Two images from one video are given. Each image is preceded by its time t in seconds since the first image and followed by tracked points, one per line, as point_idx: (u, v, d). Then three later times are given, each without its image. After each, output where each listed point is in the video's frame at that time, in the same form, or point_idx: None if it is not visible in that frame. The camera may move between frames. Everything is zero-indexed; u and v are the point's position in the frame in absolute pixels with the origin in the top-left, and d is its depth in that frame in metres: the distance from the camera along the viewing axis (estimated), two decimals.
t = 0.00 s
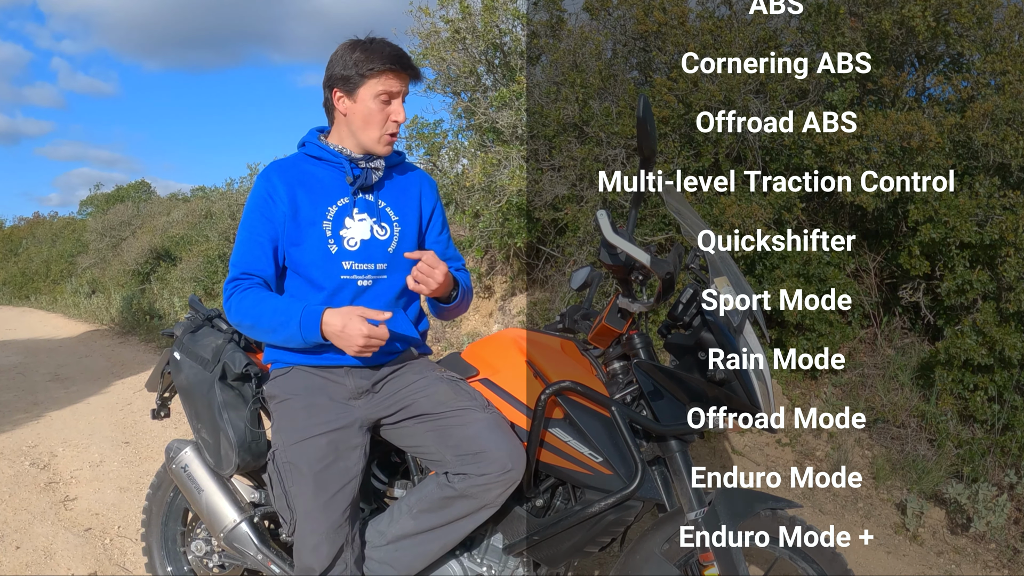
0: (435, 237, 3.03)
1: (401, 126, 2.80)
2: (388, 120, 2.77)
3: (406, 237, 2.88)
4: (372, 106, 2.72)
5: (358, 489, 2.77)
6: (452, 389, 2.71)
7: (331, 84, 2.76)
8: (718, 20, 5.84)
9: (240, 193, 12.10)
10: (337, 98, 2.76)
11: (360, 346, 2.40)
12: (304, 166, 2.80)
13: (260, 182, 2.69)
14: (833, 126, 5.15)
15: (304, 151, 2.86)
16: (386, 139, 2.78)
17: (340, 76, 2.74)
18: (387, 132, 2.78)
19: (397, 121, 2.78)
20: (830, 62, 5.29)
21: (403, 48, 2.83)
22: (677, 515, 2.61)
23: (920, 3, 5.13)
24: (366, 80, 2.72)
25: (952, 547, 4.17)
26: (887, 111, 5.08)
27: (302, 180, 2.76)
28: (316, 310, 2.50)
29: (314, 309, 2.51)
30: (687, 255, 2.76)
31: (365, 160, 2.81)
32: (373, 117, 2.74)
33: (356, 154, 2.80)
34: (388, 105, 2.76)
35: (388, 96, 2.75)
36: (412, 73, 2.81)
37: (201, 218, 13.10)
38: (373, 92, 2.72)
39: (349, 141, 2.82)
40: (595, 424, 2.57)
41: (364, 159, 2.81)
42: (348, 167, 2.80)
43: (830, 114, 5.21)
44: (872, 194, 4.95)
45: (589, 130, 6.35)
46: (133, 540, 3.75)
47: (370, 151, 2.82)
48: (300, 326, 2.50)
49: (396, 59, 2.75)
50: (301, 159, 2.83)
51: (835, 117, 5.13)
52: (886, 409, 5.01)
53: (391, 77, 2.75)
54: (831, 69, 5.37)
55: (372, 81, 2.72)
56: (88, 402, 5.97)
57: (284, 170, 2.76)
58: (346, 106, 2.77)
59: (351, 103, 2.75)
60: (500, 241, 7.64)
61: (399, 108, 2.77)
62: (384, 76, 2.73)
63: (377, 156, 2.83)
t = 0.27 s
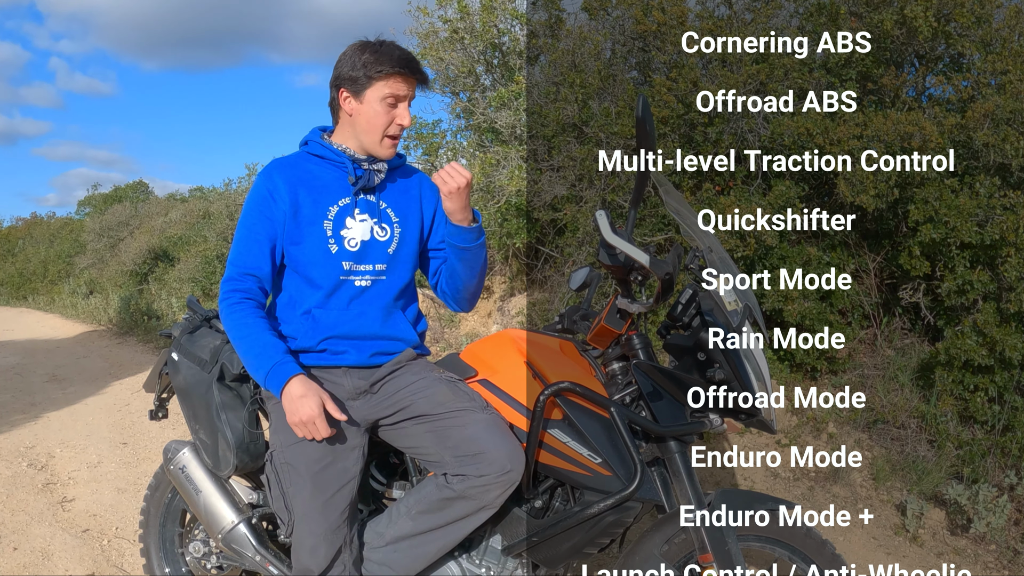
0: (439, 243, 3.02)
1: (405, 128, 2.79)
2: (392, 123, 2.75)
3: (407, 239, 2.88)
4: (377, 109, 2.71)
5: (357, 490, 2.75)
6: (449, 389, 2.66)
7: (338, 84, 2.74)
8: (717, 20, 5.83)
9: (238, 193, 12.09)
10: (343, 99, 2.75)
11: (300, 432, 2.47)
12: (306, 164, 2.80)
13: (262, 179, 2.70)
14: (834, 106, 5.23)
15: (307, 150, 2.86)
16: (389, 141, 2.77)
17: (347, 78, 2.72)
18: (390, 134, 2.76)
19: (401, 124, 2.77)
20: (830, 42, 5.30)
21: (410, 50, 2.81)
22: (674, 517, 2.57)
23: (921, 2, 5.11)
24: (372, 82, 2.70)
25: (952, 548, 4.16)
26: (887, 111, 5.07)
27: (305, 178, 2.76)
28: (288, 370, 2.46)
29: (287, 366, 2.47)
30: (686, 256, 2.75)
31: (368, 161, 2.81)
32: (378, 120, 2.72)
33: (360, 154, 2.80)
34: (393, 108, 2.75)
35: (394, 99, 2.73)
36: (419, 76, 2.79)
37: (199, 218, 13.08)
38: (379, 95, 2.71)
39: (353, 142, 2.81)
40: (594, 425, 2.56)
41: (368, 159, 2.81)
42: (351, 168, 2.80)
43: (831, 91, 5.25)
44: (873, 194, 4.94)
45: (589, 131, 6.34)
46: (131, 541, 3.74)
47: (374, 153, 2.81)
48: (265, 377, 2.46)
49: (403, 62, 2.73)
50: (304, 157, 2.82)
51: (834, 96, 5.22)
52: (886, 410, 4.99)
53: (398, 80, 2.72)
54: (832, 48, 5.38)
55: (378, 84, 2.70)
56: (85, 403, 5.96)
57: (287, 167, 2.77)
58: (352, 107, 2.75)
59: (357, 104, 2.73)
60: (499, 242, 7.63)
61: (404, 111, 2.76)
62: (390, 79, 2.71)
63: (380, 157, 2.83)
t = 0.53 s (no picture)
0: (440, 237, 2.95)
1: (379, 116, 2.74)
2: (365, 110, 2.74)
3: (407, 240, 2.85)
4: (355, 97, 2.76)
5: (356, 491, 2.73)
6: (449, 391, 2.65)
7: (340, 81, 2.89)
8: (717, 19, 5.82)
9: (236, 194, 12.08)
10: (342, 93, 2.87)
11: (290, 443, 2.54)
12: (308, 163, 2.80)
13: (263, 178, 2.71)
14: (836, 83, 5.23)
15: (310, 148, 2.86)
16: (361, 129, 2.75)
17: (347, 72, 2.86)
18: (361, 122, 2.74)
19: (375, 112, 2.74)
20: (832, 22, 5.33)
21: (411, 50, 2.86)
22: (675, 518, 2.54)
23: (921, 3, 5.10)
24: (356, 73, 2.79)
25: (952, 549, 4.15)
26: (887, 111, 5.06)
27: (306, 178, 2.76)
28: (283, 385, 2.51)
29: (283, 381, 2.52)
30: (686, 256, 2.74)
31: (368, 161, 2.80)
32: (354, 107, 2.76)
33: (358, 152, 2.79)
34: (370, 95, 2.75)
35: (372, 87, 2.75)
36: (405, 66, 2.78)
37: (197, 219, 13.07)
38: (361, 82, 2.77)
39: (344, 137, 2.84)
40: (594, 426, 2.55)
41: (368, 159, 2.81)
42: (351, 168, 2.78)
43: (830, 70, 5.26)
44: (873, 195, 4.93)
45: (588, 131, 6.32)
46: (128, 542, 3.73)
47: (371, 152, 2.81)
48: (259, 390, 2.52)
49: (388, 52, 2.77)
50: (306, 156, 2.82)
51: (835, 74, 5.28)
52: (886, 411, 4.98)
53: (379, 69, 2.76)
54: (832, 29, 5.38)
55: (361, 72, 2.78)
56: (83, 404, 5.95)
57: (289, 166, 2.77)
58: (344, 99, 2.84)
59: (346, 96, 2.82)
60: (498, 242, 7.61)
61: (377, 99, 2.73)
62: (372, 66, 2.76)
63: (378, 157, 2.83)
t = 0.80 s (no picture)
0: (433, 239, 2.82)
1: (385, 125, 2.70)
2: (372, 119, 2.70)
3: (404, 243, 2.81)
4: (360, 104, 2.70)
5: (355, 493, 2.72)
6: (449, 393, 2.64)
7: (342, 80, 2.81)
8: (716, 20, 5.81)
9: (234, 194, 12.06)
10: (345, 95, 2.81)
11: (286, 445, 2.53)
12: (306, 164, 2.81)
13: (262, 178, 2.72)
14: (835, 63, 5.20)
15: (310, 148, 2.86)
16: (367, 138, 2.71)
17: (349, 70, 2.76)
18: (368, 131, 2.70)
19: (382, 121, 2.70)
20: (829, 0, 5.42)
21: (418, 51, 2.78)
22: (675, 519, 2.55)
23: (921, 3, 5.09)
24: (362, 77, 2.72)
25: (952, 550, 4.13)
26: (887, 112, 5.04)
27: (302, 180, 2.77)
28: (280, 388, 2.50)
29: (280, 384, 2.51)
30: (685, 257, 2.73)
31: (365, 163, 2.78)
32: (360, 114, 2.71)
33: (356, 155, 2.77)
34: (377, 103, 2.70)
35: (379, 95, 2.69)
36: (411, 73, 2.72)
37: (195, 219, 13.05)
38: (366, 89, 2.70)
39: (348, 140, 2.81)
40: (593, 429, 2.54)
41: (366, 161, 2.78)
42: (347, 169, 2.78)
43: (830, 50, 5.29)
44: (872, 195, 4.93)
45: (587, 131, 6.31)
46: (126, 544, 3.71)
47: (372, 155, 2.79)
48: (257, 391, 2.51)
49: (395, 58, 2.69)
50: (305, 156, 2.83)
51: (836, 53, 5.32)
52: (886, 412, 4.97)
53: (386, 75, 2.69)
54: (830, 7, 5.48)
55: (367, 78, 2.71)
56: (81, 405, 5.95)
57: (287, 166, 2.78)
58: (348, 102, 2.78)
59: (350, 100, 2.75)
60: (497, 243, 7.60)
61: (385, 109, 2.69)
62: (378, 72, 2.69)
63: (376, 160, 2.80)
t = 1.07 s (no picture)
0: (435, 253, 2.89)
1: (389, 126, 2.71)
2: (375, 121, 2.69)
3: (404, 245, 2.83)
4: (359, 109, 2.68)
5: (354, 494, 2.70)
6: (448, 394, 2.63)
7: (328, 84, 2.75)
8: (715, 19, 5.81)
9: (232, 194, 12.04)
10: (335, 99, 2.76)
11: (286, 448, 2.52)
12: (304, 165, 2.79)
13: (259, 179, 2.70)
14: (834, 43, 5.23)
15: (307, 149, 2.84)
16: (374, 141, 2.71)
17: (335, 74, 2.71)
18: (374, 134, 2.70)
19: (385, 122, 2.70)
20: None
21: (401, 43, 2.75)
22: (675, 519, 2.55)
23: (920, 2, 5.08)
24: (354, 81, 2.67)
25: (952, 552, 4.12)
26: (888, 112, 5.03)
27: (301, 180, 2.75)
28: (280, 392, 2.50)
29: (280, 388, 2.50)
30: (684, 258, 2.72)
31: (365, 163, 2.77)
32: (361, 120, 2.69)
33: (355, 155, 2.76)
34: (376, 105, 2.68)
35: (377, 97, 2.67)
36: (403, 69, 2.70)
37: (193, 219, 13.03)
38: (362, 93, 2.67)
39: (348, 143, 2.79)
40: (593, 429, 2.53)
41: (363, 160, 2.78)
42: (346, 170, 2.77)
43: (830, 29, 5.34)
44: (872, 196, 4.92)
45: (585, 132, 6.29)
46: (124, 545, 3.70)
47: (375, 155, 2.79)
48: (256, 395, 2.51)
49: (384, 56, 2.66)
50: (302, 157, 2.81)
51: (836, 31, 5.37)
52: (886, 413, 4.96)
53: (379, 76, 2.66)
54: None
55: (360, 81, 2.67)
56: (78, 406, 5.93)
57: (285, 167, 2.76)
58: (341, 107, 2.74)
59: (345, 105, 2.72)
60: (495, 243, 7.59)
61: (387, 109, 2.69)
62: (371, 74, 2.65)
63: (377, 159, 2.79)
